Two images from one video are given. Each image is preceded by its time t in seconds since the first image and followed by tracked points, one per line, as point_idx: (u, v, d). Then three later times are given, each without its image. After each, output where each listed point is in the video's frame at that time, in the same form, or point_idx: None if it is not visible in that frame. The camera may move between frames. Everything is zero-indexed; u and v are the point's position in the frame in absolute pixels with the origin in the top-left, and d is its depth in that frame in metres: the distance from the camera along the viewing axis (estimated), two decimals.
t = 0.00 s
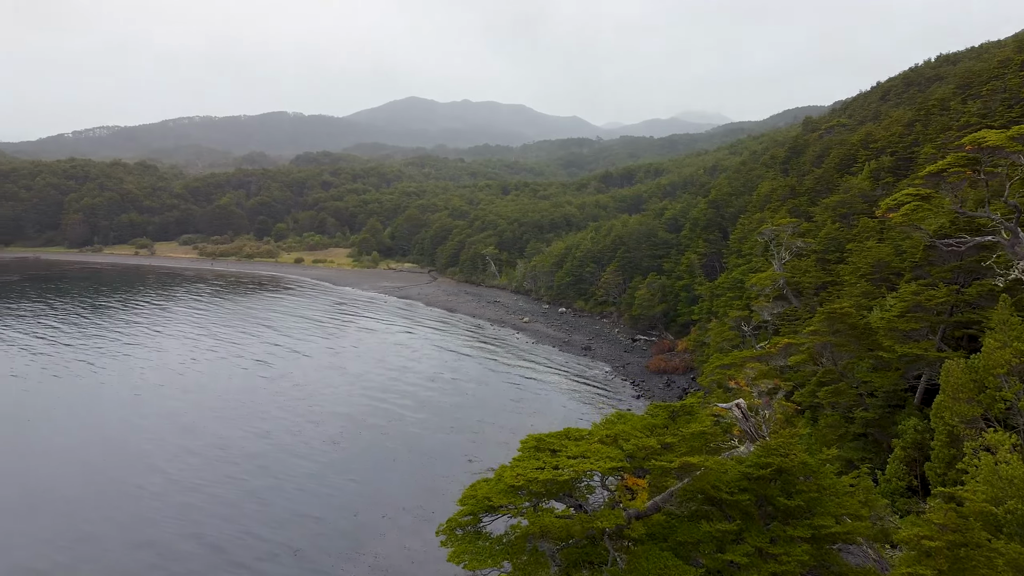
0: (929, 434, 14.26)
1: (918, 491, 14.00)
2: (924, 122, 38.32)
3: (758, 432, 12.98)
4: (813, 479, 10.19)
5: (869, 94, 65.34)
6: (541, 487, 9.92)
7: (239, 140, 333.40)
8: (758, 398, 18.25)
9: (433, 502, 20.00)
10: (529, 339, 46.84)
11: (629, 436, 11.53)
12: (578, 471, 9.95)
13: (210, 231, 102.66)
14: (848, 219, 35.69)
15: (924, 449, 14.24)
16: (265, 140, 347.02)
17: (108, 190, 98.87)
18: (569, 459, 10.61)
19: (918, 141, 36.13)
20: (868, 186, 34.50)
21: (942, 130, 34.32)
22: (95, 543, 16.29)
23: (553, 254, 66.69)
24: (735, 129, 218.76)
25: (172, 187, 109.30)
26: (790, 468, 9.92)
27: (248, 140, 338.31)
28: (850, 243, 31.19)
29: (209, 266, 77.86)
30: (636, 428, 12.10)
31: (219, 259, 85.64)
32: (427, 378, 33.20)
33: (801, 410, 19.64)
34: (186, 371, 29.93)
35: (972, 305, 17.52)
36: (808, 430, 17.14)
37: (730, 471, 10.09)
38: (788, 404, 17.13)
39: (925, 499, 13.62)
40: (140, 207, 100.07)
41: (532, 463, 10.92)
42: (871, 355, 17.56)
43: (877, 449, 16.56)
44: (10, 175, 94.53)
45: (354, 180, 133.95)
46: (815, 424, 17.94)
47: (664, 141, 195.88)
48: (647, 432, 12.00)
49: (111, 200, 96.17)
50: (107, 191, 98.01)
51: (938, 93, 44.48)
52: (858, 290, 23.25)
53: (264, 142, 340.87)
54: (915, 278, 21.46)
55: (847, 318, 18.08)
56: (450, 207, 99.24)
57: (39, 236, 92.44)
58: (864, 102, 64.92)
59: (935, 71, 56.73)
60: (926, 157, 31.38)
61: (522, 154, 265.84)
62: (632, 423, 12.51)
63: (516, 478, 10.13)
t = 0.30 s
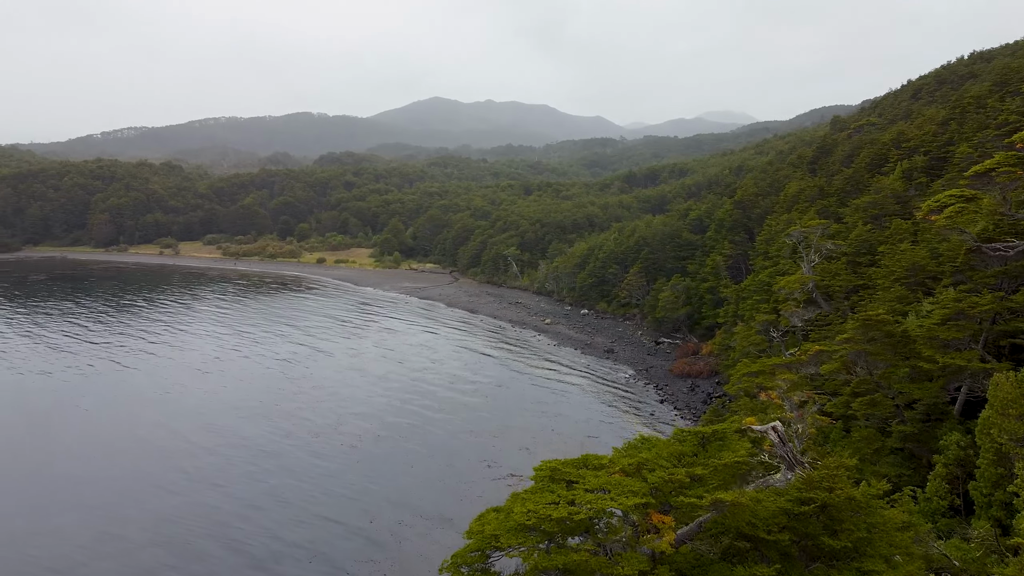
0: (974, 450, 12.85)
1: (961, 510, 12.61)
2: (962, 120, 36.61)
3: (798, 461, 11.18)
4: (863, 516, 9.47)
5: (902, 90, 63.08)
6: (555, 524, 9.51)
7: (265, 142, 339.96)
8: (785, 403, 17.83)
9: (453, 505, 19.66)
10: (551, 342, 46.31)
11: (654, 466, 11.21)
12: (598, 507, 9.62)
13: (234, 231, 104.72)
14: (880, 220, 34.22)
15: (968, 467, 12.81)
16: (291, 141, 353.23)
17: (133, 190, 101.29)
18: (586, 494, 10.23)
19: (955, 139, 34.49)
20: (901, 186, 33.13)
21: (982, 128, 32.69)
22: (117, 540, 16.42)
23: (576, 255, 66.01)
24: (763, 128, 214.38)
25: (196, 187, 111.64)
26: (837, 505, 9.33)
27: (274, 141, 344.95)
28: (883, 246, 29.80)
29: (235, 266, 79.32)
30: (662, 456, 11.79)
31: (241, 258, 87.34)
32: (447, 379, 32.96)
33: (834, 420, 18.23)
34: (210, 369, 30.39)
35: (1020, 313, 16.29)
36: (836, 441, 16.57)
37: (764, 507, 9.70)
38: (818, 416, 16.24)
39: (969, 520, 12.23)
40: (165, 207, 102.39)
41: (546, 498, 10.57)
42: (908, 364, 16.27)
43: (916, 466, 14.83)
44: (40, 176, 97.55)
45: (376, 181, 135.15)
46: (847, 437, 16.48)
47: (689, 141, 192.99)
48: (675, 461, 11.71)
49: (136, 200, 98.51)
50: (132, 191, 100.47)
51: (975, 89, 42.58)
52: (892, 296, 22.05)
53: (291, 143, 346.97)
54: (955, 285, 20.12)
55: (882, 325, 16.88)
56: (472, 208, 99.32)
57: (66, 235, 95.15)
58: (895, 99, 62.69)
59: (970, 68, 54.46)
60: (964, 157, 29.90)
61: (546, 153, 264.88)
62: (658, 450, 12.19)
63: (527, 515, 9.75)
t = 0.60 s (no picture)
0: (1009, 466, 12.29)
1: (996, 529, 12.03)
2: (988, 119, 35.44)
3: (832, 490, 10.65)
4: (910, 556, 8.65)
5: (924, 88, 61.45)
6: (563, 568, 9.20)
7: (282, 142, 343.95)
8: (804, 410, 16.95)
9: (467, 510, 19.33)
10: (565, 343, 45.95)
11: (673, 498, 10.87)
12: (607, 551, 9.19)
13: (250, 231, 105.90)
14: (903, 221, 33.27)
15: (1003, 484, 12.18)
16: (307, 142, 356.92)
17: (149, 190, 102.73)
18: (597, 534, 9.97)
19: (981, 138, 33.43)
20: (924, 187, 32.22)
21: (1010, 127, 31.63)
22: (130, 541, 16.39)
23: (590, 256, 65.49)
24: (781, 127, 211.12)
25: (212, 187, 112.98)
26: (880, 546, 8.71)
27: (292, 141, 348.88)
28: (907, 248, 28.96)
29: (251, 266, 80.11)
30: (684, 487, 11.33)
31: (257, 258, 88.12)
32: (461, 381, 32.71)
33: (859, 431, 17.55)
34: (225, 369, 30.61)
35: None
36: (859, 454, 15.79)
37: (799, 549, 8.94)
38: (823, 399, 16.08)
39: (1005, 539, 11.65)
40: (180, 207, 103.74)
41: (555, 537, 10.32)
42: (937, 373, 15.65)
43: (948, 481, 14.00)
44: (57, 176, 99.24)
45: (391, 180, 135.82)
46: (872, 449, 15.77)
47: (706, 140, 190.80)
48: (698, 492, 11.18)
49: (152, 200, 99.88)
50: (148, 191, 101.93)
51: (1001, 86, 41.26)
52: (917, 300, 21.38)
53: (307, 143, 350.56)
54: (985, 290, 19.49)
55: (908, 331, 16.29)
56: (486, 208, 99.20)
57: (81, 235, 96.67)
58: (917, 97, 61.08)
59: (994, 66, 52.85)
60: (990, 156, 28.92)
61: (561, 153, 264.12)
62: (680, 480, 11.70)
63: (533, 557, 9.58)
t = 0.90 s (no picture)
0: None
1: None
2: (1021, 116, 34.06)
3: (877, 527, 9.70)
4: None
5: (950, 86, 59.34)
6: None
7: (302, 142, 348.25)
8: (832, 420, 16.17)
9: (482, 516, 19.01)
10: (582, 345, 45.48)
11: (698, 540, 10.28)
12: None
13: (269, 230, 107.25)
14: (930, 222, 32.07)
15: None
16: (326, 142, 360.98)
17: (168, 190, 104.56)
18: None
19: (1013, 136, 32.16)
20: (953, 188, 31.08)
21: None
22: (143, 539, 16.44)
23: (608, 257, 64.81)
24: (805, 126, 206.84)
25: (230, 187, 114.62)
26: None
27: (312, 142, 353.23)
28: (936, 250, 27.89)
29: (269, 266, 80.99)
30: (711, 529, 10.78)
31: (275, 258, 89.12)
32: (477, 382, 32.45)
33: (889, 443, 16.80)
34: (243, 368, 30.88)
35: None
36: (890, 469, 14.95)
37: None
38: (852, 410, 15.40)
39: None
40: (199, 206, 105.43)
41: None
42: (973, 384, 14.87)
43: (986, 499, 13.15)
44: (78, 176, 101.42)
45: (408, 180, 136.49)
46: (903, 462, 15.01)
47: (726, 140, 187.92)
48: (727, 534, 10.64)
49: (171, 200, 101.70)
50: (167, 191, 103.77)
51: None
52: (949, 305, 20.53)
53: (327, 144, 354.46)
54: None
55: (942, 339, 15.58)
56: (503, 208, 98.98)
57: (100, 234, 98.83)
58: (945, 94, 59.15)
59: None
60: None
61: (578, 153, 262.63)
62: (707, 520, 11.18)
63: None
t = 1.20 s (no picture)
0: None
1: None
2: None
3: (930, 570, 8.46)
4: None
5: (976, 83, 57.61)
6: None
7: (320, 142, 352.08)
8: (860, 433, 15.43)
9: (494, 522, 18.64)
10: (598, 347, 44.99)
11: None
12: None
13: (286, 230, 108.45)
14: (957, 223, 30.94)
15: None
16: (344, 142, 364.27)
17: (186, 190, 106.22)
18: None
19: None
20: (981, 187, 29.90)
21: None
22: (152, 540, 16.43)
23: (625, 258, 64.12)
24: (828, 124, 202.42)
25: (247, 188, 116.14)
26: None
27: (330, 142, 356.86)
28: (964, 252, 26.84)
29: (286, 266, 81.81)
30: None
31: (292, 258, 90.01)
32: (491, 385, 32.21)
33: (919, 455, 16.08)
34: (258, 368, 31.08)
35: None
36: (921, 483, 14.17)
37: None
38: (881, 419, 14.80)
39: None
40: (216, 206, 106.97)
41: None
42: (1010, 394, 14.08)
43: None
44: (98, 176, 103.38)
45: (425, 180, 137.14)
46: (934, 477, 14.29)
47: (746, 139, 185.02)
48: None
49: (188, 200, 103.33)
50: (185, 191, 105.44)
51: None
52: (981, 310, 19.66)
53: (345, 144, 358.21)
54: None
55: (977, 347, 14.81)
56: (519, 208, 98.67)
57: (119, 234, 101.01)
58: (970, 92, 57.40)
59: None
60: None
61: (595, 153, 261.52)
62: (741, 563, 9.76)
63: None
